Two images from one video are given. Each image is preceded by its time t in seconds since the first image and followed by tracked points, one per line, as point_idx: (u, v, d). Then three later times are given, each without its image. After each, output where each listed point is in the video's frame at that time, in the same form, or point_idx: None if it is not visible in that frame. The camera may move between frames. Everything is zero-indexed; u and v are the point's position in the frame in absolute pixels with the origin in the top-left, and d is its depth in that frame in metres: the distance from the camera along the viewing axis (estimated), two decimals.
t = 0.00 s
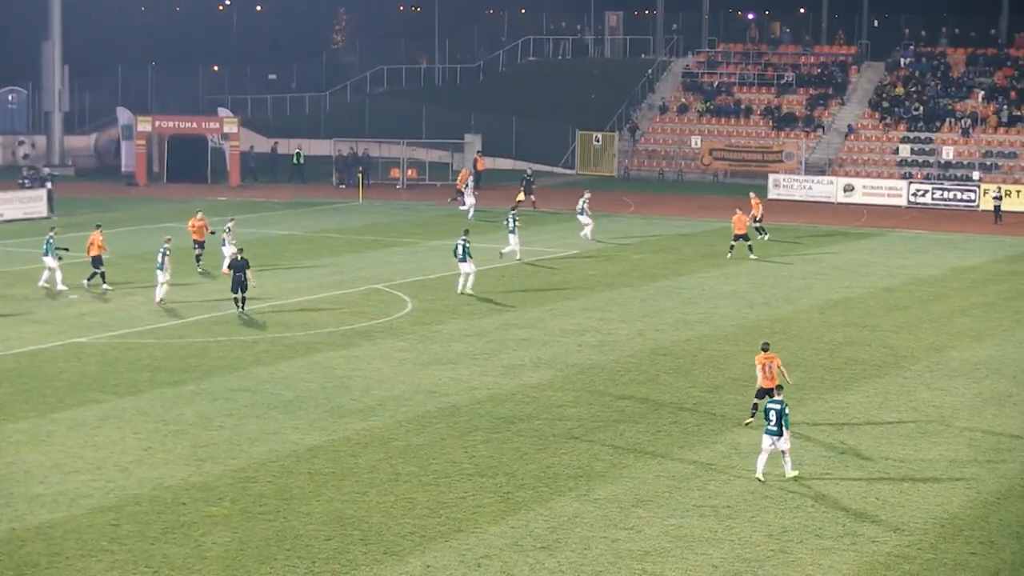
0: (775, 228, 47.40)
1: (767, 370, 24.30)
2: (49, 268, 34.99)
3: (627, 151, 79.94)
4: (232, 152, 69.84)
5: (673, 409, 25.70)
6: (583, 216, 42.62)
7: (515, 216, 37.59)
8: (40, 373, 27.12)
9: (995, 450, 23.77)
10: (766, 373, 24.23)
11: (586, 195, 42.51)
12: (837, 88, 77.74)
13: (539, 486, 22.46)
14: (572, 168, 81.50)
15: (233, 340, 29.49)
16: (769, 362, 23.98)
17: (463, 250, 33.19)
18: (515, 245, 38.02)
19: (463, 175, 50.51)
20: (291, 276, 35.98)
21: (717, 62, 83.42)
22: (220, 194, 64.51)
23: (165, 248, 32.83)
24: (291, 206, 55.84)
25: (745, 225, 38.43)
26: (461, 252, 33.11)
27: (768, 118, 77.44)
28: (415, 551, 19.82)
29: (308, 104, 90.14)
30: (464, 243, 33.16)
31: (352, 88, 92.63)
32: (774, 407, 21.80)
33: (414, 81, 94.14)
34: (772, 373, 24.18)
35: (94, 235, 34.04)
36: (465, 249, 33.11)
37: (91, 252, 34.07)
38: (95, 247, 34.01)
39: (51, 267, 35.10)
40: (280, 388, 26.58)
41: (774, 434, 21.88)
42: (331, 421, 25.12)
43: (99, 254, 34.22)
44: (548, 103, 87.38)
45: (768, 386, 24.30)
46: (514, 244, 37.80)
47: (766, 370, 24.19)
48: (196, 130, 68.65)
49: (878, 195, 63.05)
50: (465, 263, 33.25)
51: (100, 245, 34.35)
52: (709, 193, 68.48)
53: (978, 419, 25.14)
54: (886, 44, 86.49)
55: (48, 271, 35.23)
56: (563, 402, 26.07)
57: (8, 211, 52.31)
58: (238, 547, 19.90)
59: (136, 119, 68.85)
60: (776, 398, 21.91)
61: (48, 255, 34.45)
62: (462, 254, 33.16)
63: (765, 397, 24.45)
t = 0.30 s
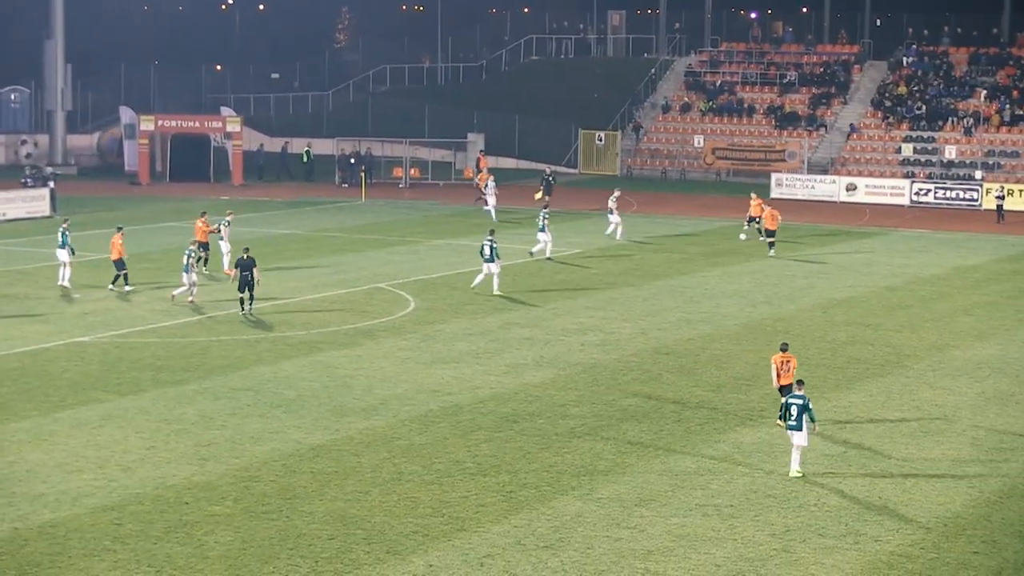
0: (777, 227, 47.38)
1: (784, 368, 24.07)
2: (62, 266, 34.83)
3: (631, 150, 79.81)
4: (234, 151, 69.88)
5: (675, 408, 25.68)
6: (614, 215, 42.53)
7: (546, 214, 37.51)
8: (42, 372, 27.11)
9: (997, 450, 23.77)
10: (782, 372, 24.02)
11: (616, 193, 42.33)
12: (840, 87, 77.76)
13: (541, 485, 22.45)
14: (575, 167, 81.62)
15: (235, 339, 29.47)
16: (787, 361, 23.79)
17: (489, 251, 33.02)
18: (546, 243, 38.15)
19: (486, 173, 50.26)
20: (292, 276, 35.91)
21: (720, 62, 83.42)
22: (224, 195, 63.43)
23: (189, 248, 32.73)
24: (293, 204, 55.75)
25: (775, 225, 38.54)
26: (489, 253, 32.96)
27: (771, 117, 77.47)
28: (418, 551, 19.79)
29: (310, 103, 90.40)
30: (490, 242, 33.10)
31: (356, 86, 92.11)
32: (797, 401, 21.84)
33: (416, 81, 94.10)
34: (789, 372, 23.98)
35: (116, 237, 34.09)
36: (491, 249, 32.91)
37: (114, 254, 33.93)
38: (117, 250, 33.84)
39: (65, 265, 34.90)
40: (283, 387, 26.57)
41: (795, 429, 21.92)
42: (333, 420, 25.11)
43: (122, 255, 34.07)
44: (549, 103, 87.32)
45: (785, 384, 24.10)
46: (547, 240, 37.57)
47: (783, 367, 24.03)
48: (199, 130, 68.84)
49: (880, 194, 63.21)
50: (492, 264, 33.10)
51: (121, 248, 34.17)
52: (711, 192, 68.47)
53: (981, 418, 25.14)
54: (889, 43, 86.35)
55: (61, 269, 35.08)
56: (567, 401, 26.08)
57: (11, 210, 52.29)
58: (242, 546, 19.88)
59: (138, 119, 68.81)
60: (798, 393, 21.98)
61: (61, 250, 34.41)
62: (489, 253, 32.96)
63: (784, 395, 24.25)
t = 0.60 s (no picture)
0: (780, 228, 47.43)
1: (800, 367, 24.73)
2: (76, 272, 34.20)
3: (633, 151, 80.19)
4: (238, 151, 69.81)
5: (679, 409, 25.67)
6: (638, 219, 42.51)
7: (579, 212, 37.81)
8: (48, 373, 27.10)
9: (1001, 451, 23.77)
10: (797, 371, 24.61)
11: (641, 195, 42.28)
12: (843, 88, 77.78)
13: (544, 486, 22.45)
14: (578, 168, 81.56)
15: (238, 340, 29.45)
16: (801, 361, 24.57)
17: (509, 250, 32.92)
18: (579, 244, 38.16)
19: (509, 176, 50.23)
20: (295, 277, 35.90)
21: (723, 62, 83.41)
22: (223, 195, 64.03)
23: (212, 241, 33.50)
24: (295, 205, 55.76)
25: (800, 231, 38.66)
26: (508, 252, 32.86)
27: (774, 118, 77.53)
28: (422, 551, 19.78)
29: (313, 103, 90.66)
30: (511, 241, 33.05)
31: (359, 87, 92.02)
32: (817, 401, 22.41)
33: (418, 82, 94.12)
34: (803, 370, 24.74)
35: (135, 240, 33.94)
36: (512, 250, 32.89)
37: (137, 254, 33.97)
38: (138, 251, 33.97)
39: (80, 272, 34.21)
40: (286, 388, 26.55)
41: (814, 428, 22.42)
42: (337, 421, 25.09)
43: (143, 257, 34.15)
44: (551, 103, 87.38)
45: (800, 382, 24.76)
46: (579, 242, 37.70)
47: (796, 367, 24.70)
48: (201, 131, 68.70)
49: (883, 195, 63.24)
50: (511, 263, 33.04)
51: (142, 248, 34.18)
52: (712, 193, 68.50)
53: (983, 419, 25.16)
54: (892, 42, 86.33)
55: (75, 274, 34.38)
56: (570, 402, 26.09)
57: (13, 210, 52.34)
58: (245, 547, 19.88)
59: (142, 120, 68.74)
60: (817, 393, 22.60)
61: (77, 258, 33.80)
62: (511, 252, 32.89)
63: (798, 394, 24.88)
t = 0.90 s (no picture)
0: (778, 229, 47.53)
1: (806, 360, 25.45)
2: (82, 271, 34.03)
3: (632, 153, 80.01)
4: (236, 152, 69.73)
5: (678, 410, 25.69)
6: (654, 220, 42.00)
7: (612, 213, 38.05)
8: (47, 374, 27.02)
9: (998, 451, 23.81)
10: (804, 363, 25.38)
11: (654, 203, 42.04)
12: (841, 89, 78.00)
13: (542, 487, 22.45)
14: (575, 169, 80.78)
15: (236, 341, 29.40)
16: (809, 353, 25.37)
17: (526, 251, 33.00)
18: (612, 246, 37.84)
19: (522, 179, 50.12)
20: (293, 278, 35.89)
21: (722, 64, 83.50)
22: (221, 194, 65.31)
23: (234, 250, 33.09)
24: (293, 207, 55.76)
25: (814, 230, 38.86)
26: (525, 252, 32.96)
27: (772, 120, 77.68)
28: (420, 553, 19.76)
29: (311, 105, 90.66)
30: (528, 242, 33.13)
31: (357, 88, 91.91)
32: (828, 399, 22.57)
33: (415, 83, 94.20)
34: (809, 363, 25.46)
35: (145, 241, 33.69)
36: (528, 251, 32.99)
37: (147, 255, 33.70)
38: (149, 252, 33.69)
39: (84, 271, 34.14)
40: (283, 389, 26.51)
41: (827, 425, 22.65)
42: (334, 423, 25.05)
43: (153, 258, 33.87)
44: (549, 104, 87.40)
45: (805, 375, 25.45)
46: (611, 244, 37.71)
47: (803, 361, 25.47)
48: (199, 131, 68.38)
49: (881, 196, 63.22)
50: (529, 264, 33.05)
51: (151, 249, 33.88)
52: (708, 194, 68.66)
53: (981, 420, 25.19)
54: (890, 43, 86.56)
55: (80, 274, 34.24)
56: (568, 403, 26.08)
57: (10, 212, 52.21)
58: (243, 548, 19.85)
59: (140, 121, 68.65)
60: (827, 390, 22.76)
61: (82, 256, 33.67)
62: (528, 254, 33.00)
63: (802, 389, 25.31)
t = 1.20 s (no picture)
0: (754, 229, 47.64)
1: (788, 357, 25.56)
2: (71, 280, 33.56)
3: (609, 154, 80.61)
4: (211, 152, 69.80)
5: (655, 410, 25.72)
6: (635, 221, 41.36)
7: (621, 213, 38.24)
8: (20, 376, 26.89)
9: (972, 450, 23.90)
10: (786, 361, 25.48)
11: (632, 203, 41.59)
12: (817, 90, 78.18)
13: (520, 487, 22.43)
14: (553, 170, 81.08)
15: (211, 342, 29.32)
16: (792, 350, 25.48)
17: (523, 253, 33.05)
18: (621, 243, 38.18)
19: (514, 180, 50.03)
20: (269, 279, 35.81)
21: (698, 64, 83.67)
22: (197, 194, 65.94)
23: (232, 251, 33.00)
24: (270, 207, 55.85)
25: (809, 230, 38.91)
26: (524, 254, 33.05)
27: (748, 120, 77.80)
28: (397, 553, 19.73)
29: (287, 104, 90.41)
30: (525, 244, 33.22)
31: (334, 88, 91.87)
32: (815, 397, 22.82)
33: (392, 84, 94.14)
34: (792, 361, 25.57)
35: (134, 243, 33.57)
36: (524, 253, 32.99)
37: (137, 258, 33.47)
38: (139, 255, 33.44)
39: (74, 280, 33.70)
40: (260, 390, 26.44)
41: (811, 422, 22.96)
42: (311, 424, 25.00)
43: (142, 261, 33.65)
44: (527, 104, 87.36)
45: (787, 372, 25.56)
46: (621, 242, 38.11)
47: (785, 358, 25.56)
48: (176, 132, 68.41)
49: (857, 196, 63.37)
50: (526, 267, 33.02)
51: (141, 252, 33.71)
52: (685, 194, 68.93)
53: (956, 418, 25.31)
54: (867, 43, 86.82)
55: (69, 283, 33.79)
56: (545, 403, 26.09)
57: None
58: (219, 549, 19.78)
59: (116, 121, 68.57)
60: (815, 388, 22.99)
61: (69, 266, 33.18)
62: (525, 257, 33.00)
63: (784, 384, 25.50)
